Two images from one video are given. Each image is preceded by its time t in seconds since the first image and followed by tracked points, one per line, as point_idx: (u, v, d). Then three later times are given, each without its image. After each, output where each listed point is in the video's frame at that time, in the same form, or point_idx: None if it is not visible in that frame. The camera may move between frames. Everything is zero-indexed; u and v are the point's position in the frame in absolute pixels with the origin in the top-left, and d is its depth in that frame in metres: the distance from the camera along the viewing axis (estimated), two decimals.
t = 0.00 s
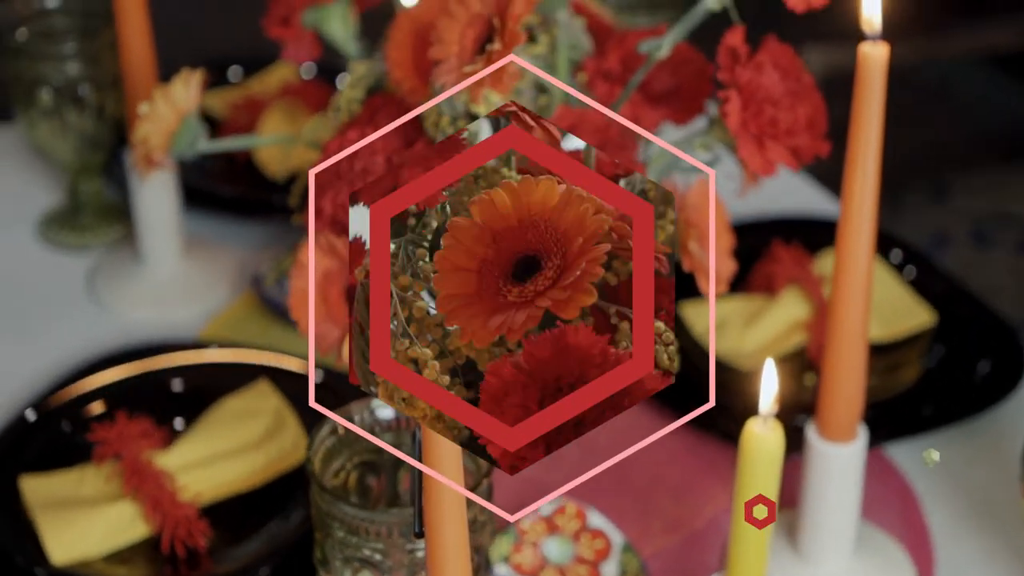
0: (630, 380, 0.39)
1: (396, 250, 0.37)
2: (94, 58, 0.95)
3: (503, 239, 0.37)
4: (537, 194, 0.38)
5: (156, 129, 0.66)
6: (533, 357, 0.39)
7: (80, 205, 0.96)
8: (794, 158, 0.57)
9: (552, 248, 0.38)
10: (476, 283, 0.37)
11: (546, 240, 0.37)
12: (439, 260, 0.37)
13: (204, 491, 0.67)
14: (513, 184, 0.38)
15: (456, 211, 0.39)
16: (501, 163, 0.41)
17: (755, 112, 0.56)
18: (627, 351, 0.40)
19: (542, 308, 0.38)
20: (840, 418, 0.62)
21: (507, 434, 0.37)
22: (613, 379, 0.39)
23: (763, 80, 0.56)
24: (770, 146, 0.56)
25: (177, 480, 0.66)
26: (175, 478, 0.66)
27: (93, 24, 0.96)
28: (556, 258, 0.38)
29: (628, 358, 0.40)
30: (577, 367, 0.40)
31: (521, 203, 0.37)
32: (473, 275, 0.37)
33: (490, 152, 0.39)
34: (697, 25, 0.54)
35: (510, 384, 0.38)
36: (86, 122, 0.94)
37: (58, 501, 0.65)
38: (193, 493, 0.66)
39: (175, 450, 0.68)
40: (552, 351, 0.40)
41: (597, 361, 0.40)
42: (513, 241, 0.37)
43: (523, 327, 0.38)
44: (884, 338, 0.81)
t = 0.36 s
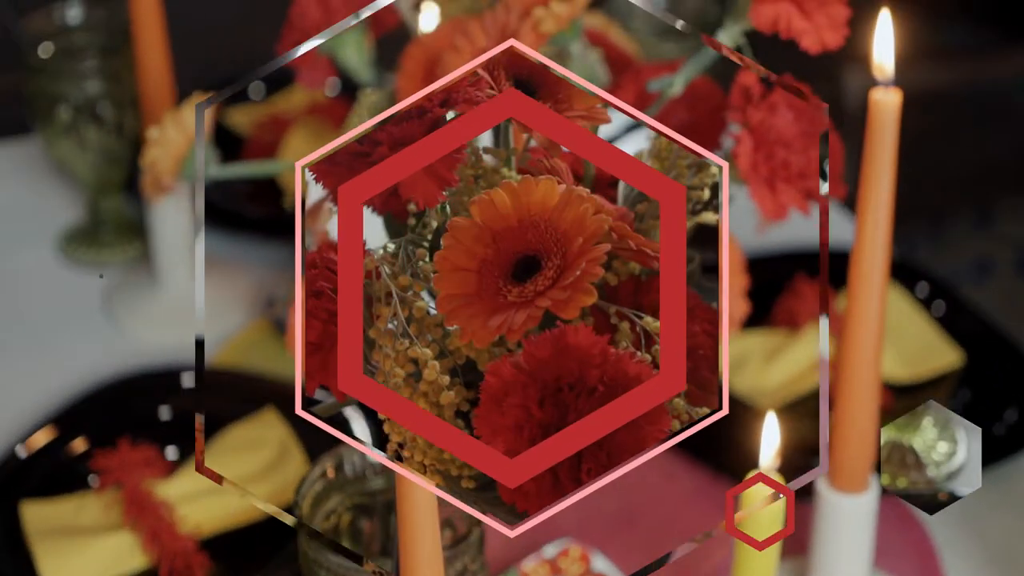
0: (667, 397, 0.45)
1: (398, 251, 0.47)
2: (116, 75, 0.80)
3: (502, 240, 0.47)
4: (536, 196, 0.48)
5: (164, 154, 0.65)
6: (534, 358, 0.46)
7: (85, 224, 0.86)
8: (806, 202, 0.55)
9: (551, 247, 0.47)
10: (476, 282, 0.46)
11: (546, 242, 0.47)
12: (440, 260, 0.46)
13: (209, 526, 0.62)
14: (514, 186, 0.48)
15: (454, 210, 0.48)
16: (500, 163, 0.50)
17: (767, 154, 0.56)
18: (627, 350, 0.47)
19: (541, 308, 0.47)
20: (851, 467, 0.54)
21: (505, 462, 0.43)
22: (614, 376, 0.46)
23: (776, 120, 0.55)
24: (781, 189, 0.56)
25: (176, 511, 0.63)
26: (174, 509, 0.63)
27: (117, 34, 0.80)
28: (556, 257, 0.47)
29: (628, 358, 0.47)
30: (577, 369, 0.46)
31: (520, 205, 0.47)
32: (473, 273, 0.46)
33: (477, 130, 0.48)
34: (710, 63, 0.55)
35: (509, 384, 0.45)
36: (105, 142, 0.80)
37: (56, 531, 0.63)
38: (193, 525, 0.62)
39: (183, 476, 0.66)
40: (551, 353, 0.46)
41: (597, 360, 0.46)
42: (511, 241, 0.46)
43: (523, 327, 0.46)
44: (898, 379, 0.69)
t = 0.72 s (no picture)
0: (673, 404, 0.52)
1: (398, 252, 0.50)
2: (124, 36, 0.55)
3: (499, 240, 0.50)
4: (537, 197, 0.50)
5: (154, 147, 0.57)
6: (530, 359, 0.50)
7: (84, 224, 0.57)
8: (807, 202, 0.54)
9: (549, 251, 0.50)
10: (470, 282, 0.50)
11: (544, 244, 0.50)
12: (439, 260, 0.50)
13: (209, 525, 0.57)
14: (515, 187, 0.51)
15: (454, 210, 0.50)
16: (502, 163, 0.51)
17: (766, 154, 0.54)
18: (626, 352, 0.51)
19: (537, 309, 0.50)
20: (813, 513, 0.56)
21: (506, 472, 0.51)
22: (610, 379, 0.51)
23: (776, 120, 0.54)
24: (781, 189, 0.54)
25: (177, 510, 0.57)
26: (175, 510, 0.57)
27: None
28: (554, 261, 0.50)
29: (626, 360, 0.51)
30: (573, 371, 0.51)
31: (519, 205, 0.50)
32: (470, 274, 0.50)
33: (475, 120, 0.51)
34: (711, 63, 0.54)
35: (504, 385, 0.50)
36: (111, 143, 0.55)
37: (58, 530, 0.58)
38: (193, 526, 0.57)
39: (178, 479, 0.57)
40: (547, 354, 0.50)
41: (593, 362, 0.51)
42: (510, 241, 0.50)
43: (519, 327, 0.50)
44: (887, 385, 0.59)
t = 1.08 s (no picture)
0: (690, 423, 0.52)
1: (395, 251, 0.49)
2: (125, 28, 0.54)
3: (494, 242, 0.50)
4: (531, 199, 0.50)
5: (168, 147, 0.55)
6: (521, 361, 0.49)
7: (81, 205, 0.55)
8: (806, 202, 0.54)
9: (543, 252, 0.50)
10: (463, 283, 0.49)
11: (539, 246, 0.51)
12: (431, 260, 0.49)
13: (209, 525, 0.57)
14: (509, 187, 0.51)
15: (450, 210, 0.49)
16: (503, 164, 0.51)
17: (766, 154, 0.54)
18: (622, 355, 0.50)
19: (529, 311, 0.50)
20: None
21: (505, 513, 0.51)
22: (601, 383, 0.50)
23: (776, 120, 0.54)
24: (781, 189, 0.54)
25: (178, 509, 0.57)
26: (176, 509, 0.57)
27: None
28: (547, 263, 0.50)
29: (619, 364, 0.50)
30: (565, 374, 0.50)
31: (514, 208, 0.50)
32: (462, 275, 0.49)
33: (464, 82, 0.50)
34: (710, 63, 0.53)
35: (496, 387, 0.48)
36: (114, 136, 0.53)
37: (56, 531, 0.57)
38: (195, 526, 0.57)
39: (178, 479, 0.57)
40: (539, 356, 0.49)
41: (585, 366, 0.50)
42: (503, 242, 0.50)
43: (511, 329, 0.49)
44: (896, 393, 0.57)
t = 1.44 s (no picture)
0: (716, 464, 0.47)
1: (385, 251, 0.45)
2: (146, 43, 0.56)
3: (483, 244, 0.42)
4: (519, 198, 0.43)
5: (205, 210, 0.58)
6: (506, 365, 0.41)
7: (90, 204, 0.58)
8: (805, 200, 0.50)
9: (530, 254, 0.42)
10: (453, 285, 0.42)
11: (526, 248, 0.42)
12: (416, 261, 0.43)
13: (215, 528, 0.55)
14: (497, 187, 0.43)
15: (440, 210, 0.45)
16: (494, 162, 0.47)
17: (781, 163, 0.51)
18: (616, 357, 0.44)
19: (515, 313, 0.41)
20: None
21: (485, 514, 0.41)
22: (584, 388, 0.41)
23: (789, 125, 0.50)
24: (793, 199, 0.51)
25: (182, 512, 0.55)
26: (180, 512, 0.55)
27: None
28: (534, 264, 0.41)
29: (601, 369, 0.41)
30: (548, 377, 0.41)
31: (502, 208, 0.43)
32: (451, 277, 0.43)
33: None
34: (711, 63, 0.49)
35: (481, 388, 0.41)
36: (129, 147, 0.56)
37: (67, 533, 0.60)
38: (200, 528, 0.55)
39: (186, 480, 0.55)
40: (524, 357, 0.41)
41: (568, 368, 0.41)
42: (492, 245, 0.42)
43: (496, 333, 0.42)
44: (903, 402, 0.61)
